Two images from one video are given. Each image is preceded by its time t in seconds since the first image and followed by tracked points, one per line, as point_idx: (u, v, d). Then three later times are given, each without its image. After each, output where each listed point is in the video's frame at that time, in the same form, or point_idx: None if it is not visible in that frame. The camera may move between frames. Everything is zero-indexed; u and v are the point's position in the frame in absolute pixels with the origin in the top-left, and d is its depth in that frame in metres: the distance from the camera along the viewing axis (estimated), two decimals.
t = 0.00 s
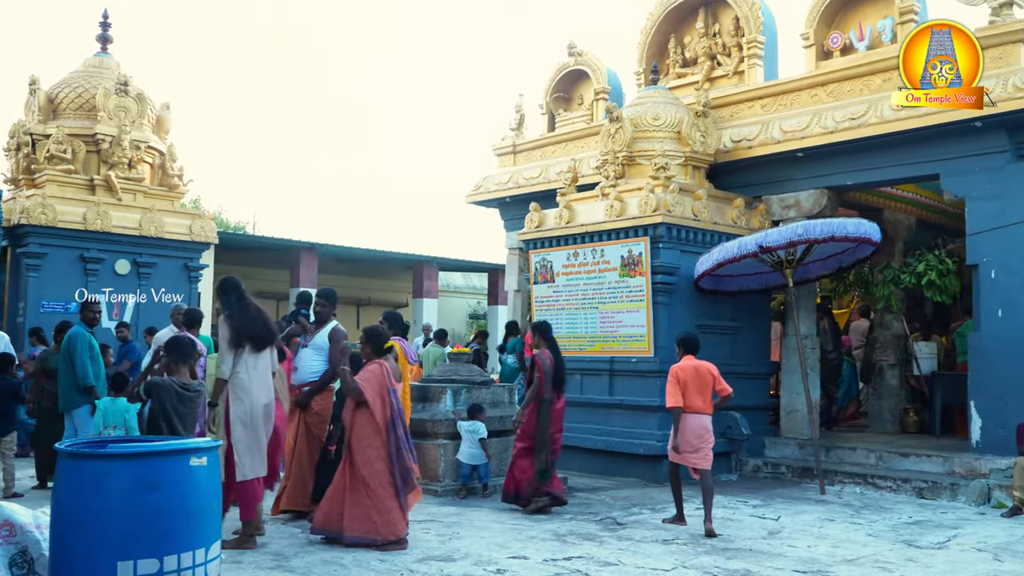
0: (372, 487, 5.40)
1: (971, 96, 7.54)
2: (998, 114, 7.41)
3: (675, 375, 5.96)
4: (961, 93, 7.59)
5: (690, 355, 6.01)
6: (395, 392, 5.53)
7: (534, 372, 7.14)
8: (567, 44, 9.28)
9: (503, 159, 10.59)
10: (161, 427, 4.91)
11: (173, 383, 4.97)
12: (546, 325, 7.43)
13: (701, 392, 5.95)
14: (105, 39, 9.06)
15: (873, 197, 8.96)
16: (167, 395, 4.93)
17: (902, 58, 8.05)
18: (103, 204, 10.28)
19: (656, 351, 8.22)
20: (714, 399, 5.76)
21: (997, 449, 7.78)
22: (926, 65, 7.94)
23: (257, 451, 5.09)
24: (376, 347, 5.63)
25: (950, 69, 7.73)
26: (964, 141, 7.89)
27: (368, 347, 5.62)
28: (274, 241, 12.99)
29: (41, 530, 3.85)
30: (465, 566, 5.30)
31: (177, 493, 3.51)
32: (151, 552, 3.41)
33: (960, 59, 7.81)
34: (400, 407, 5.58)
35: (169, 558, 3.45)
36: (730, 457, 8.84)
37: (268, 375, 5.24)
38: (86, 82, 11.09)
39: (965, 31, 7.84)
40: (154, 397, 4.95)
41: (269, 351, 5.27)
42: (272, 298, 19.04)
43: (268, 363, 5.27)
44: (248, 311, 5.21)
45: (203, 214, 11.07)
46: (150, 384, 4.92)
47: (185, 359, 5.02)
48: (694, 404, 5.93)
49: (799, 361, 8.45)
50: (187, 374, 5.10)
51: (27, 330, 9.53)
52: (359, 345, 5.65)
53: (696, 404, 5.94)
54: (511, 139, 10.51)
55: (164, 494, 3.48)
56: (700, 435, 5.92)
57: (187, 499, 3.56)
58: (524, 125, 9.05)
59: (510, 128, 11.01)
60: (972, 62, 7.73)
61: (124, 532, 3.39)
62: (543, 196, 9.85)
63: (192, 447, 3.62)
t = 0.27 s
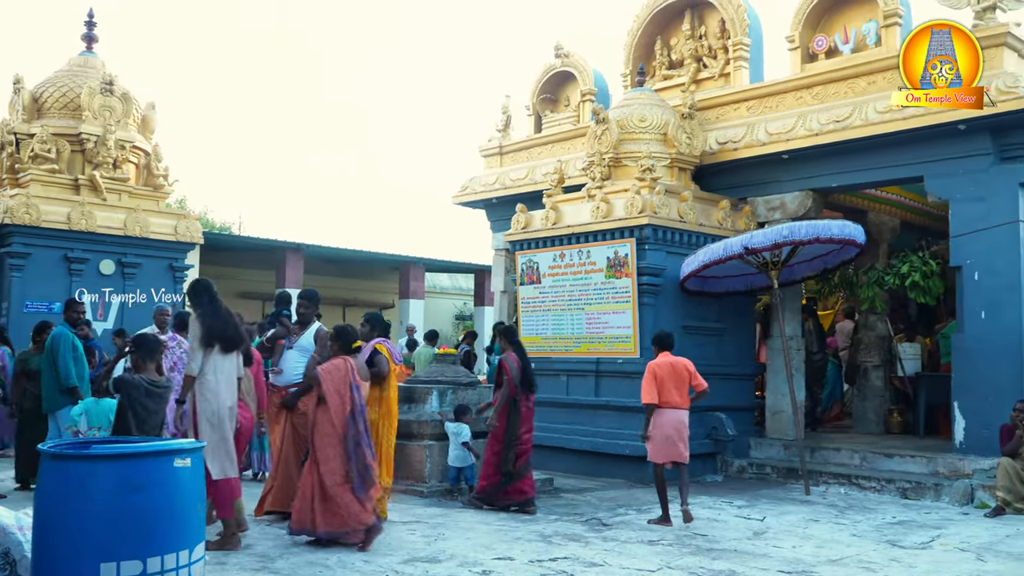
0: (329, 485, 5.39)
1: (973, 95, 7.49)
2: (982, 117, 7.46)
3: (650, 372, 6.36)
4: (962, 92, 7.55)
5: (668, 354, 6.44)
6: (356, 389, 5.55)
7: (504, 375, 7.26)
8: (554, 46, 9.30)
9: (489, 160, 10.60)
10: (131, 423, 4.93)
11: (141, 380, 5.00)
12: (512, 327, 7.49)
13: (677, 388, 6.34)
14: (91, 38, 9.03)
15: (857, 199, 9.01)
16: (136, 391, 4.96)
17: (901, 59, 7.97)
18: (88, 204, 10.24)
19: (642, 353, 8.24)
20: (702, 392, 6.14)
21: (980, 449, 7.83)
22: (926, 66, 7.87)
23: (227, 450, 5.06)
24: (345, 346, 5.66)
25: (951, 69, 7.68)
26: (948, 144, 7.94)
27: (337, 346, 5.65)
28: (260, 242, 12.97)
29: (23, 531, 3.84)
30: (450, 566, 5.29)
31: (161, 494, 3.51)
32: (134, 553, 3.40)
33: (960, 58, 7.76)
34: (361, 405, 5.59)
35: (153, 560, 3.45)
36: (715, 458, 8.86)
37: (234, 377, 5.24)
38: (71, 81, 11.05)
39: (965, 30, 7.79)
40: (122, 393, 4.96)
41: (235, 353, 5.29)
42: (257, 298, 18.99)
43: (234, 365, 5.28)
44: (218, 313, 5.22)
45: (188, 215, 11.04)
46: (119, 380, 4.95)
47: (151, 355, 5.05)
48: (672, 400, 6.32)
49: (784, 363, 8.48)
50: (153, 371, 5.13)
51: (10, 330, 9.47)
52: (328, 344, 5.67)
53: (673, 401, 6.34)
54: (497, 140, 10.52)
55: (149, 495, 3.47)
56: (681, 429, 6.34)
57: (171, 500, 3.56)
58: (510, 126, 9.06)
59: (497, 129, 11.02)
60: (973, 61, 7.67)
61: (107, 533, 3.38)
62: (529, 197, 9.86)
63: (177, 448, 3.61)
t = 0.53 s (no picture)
0: (273, 482, 5.41)
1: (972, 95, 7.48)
2: (963, 120, 7.51)
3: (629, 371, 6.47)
4: (961, 93, 7.53)
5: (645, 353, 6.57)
6: (316, 388, 5.52)
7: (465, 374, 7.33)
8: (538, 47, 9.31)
9: (474, 161, 10.60)
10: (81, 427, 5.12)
11: (90, 386, 5.18)
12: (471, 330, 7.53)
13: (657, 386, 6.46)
14: (73, 36, 8.99)
15: (840, 201, 9.05)
16: (84, 396, 5.14)
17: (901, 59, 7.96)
18: (70, 204, 10.18)
19: (626, 354, 8.26)
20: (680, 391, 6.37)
21: (961, 450, 7.88)
22: (926, 66, 7.85)
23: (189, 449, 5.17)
24: (309, 347, 5.64)
25: (951, 69, 7.69)
26: (930, 146, 7.99)
27: (301, 347, 5.61)
28: (244, 242, 12.91)
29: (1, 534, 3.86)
30: (434, 567, 5.28)
31: (143, 496, 3.48)
32: (115, 555, 3.38)
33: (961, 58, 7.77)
34: (320, 404, 5.56)
35: (134, 562, 3.42)
36: (699, 459, 8.88)
37: (200, 376, 5.32)
38: (53, 80, 11.00)
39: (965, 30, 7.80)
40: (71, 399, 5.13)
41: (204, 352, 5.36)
42: (241, 299, 18.92)
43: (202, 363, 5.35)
44: (189, 312, 5.28)
45: (171, 215, 10.99)
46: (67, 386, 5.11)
47: (99, 361, 5.23)
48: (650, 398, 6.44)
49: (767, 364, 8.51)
50: (101, 374, 5.30)
51: None
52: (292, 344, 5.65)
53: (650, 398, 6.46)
54: (482, 141, 10.52)
55: (130, 496, 3.45)
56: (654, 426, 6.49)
57: (152, 501, 3.53)
58: (495, 127, 9.06)
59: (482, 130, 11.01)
60: (973, 61, 7.67)
61: (88, 535, 3.36)
62: (514, 199, 9.87)
63: (159, 449, 3.59)
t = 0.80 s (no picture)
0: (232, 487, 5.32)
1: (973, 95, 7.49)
2: (945, 123, 7.56)
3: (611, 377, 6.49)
4: (962, 92, 7.54)
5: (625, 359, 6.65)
6: (273, 393, 5.35)
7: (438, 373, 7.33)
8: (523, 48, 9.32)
9: (459, 162, 10.60)
10: (35, 418, 5.39)
11: (46, 379, 5.45)
12: (435, 334, 7.48)
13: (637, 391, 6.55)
14: (56, 34, 8.93)
15: (823, 203, 9.10)
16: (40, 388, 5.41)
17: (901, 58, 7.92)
18: (52, 203, 10.11)
19: (611, 355, 8.27)
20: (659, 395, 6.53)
21: (942, 450, 7.94)
22: (926, 65, 7.84)
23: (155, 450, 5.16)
24: (269, 349, 5.45)
25: (950, 69, 7.70)
26: (913, 149, 8.04)
27: (260, 349, 5.43)
28: (227, 242, 12.86)
29: None
30: (417, 569, 5.27)
31: (123, 497, 3.46)
32: (96, 556, 3.36)
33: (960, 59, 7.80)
34: (278, 408, 5.38)
35: (114, 563, 3.40)
36: (683, 459, 8.90)
37: (173, 378, 5.34)
38: (34, 79, 10.94)
39: (964, 30, 7.80)
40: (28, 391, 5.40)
41: (177, 354, 5.39)
42: (225, 299, 18.85)
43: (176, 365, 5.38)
44: (161, 313, 5.31)
45: (154, 214, 10.94)
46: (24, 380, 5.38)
47: (54, 355, 5.51)
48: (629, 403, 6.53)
49: (750, 365, 8.55)
50: (57, 370, 5.60)
51: None
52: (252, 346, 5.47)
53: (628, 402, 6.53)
54: (467, 142, 10.52)
55: (110, 498, 3.43)
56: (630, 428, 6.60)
57: (133, 503, 3.51)
58: (480, 128, 9.06)
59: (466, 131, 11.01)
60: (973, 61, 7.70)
61: (68, 536, 3.34)
62: (499, 199, 9.87)
63: (140, 450, 3.57)
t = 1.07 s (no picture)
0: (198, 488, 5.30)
1: (973, 95, 7.56)
2: (929, 125, 7.61)
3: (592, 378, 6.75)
4: (962, 92, 7.60)
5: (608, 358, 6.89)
6: (232, 392, 5.33)
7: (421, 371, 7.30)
8: (510, 49, 9.32)
9: (446, 163, 10.60)
10: None
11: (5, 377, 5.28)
12: (416, 335, 7.44)
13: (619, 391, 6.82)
14: (41, 33, 8.88)
15: (809, 205, 9.14)
16: None
17: (901, 57, 7.91)
18: (36, 203, 10.06)
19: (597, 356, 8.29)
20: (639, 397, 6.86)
21: (926, 451, 7.98)
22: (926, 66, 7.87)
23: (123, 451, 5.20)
24: (229, 348, 5.44)
25: (950, 69, 7.77)
26: (898, 152, 8.08)
27: (220, 347, 5.42)
28: (213, 242, 12.82)
29: None
30: (402, 570, 5.27)
31: (107, 499, 3.44)
32: (80, 559, 3.34)
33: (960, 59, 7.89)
34: (238, 407, 5.36)
35: (98, 565, 3.39)
36: (669, 460, 8.92)
37: (143, 378, 5.32)
38: (18, 77, 10.88)
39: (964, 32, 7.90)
40: None
41: (148, 354, 5.36)
42: (210, 300, 18.79)
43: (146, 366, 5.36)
44: (132, 314, 5.30)
45: (139, 214, 10.89)
46: None
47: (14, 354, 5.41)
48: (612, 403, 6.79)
49: (736, 366, 8.58)
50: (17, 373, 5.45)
51: None
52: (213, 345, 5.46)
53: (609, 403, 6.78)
54: (454, 143, 10.52)
55: (93, 500, 3.41)
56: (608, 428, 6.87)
57: (117, 504, 3.50)
58: (467, 129, 9.06)
59: (454, 132, 11.01)
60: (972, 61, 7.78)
61: (51, 539, 3.32)
62: (486, 200, 9.87)
63: (124, 452, 3.55)
